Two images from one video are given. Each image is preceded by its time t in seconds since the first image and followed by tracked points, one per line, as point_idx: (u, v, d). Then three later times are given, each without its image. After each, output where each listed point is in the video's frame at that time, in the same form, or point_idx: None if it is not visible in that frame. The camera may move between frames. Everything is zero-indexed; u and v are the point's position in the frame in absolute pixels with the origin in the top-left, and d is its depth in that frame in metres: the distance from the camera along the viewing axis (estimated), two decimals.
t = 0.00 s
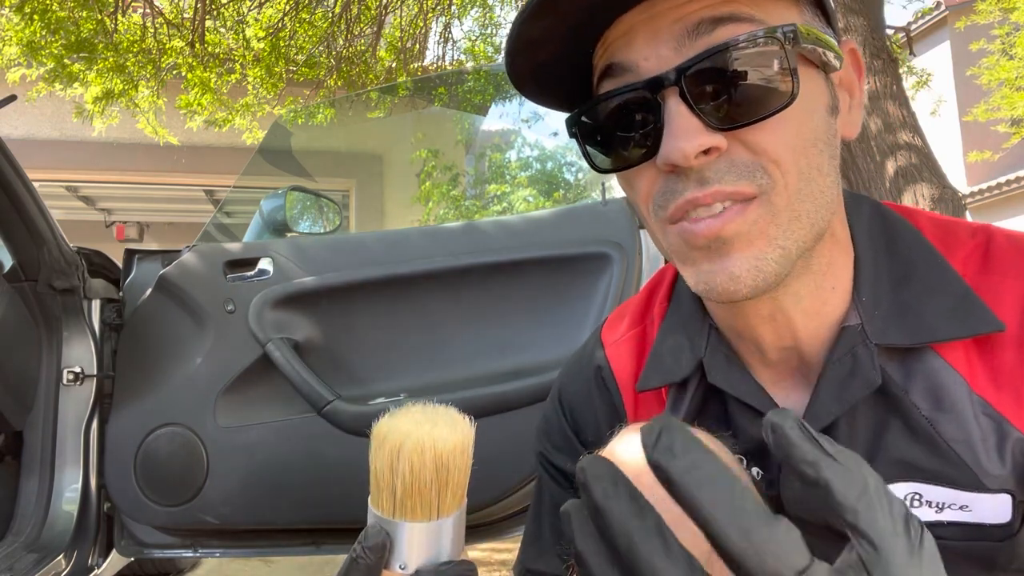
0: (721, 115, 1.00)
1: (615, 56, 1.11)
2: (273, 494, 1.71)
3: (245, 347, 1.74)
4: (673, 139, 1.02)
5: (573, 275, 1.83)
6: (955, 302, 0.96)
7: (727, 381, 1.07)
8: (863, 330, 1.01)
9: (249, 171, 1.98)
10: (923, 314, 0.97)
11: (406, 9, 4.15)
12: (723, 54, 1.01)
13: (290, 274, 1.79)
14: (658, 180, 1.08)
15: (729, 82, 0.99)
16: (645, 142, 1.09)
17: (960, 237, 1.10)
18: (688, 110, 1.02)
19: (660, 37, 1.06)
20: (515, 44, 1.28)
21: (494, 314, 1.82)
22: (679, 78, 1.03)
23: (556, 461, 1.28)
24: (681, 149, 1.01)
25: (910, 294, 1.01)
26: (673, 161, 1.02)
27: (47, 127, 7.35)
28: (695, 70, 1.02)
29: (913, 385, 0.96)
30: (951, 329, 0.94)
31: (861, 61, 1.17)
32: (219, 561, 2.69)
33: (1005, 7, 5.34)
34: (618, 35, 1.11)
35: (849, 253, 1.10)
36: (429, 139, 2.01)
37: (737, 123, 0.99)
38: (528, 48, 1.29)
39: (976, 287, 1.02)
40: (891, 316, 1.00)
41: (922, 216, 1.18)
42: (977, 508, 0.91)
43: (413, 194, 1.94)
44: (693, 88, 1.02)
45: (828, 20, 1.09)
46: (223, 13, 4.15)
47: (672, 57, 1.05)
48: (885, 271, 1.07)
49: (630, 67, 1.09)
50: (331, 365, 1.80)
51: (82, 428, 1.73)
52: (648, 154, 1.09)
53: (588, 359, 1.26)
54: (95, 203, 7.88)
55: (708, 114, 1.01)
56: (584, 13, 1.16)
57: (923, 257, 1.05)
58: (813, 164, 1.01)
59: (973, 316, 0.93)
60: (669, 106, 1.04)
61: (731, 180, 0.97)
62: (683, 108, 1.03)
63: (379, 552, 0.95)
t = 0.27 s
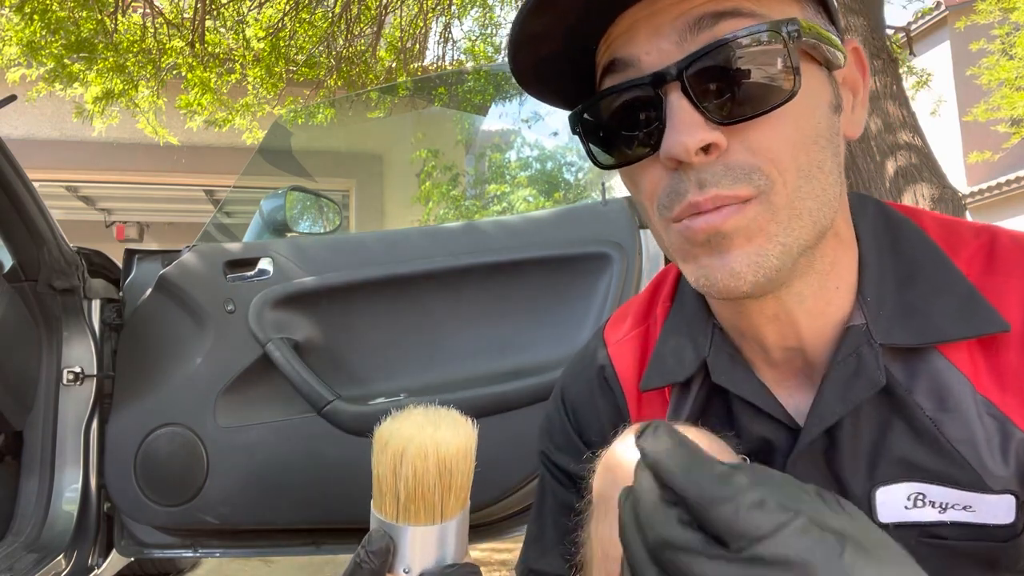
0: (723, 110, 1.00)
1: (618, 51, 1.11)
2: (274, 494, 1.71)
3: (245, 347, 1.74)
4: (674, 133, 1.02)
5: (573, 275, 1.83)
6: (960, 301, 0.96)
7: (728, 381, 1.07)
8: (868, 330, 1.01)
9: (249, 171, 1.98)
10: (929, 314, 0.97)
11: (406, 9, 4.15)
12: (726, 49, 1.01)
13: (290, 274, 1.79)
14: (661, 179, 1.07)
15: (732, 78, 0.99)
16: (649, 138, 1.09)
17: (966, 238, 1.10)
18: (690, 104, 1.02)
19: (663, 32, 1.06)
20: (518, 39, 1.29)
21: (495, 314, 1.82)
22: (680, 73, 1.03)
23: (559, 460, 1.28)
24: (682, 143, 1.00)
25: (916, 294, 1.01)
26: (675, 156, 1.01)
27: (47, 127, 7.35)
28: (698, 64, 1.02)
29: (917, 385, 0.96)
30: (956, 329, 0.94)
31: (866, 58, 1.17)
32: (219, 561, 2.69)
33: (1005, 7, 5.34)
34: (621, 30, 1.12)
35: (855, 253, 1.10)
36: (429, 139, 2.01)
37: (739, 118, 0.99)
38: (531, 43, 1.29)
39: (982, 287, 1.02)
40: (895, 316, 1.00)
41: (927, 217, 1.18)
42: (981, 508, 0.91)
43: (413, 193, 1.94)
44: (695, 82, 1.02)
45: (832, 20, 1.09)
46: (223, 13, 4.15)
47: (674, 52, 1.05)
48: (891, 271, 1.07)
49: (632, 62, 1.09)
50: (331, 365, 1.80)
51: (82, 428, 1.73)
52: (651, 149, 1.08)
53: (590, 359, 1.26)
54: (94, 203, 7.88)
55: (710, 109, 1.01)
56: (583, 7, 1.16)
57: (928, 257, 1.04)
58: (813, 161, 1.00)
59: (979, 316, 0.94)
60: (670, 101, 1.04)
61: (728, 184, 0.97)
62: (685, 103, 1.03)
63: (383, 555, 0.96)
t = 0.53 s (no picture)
0: (719, 113, 1.01)
1: (612, 56, 1.12)
2: (274, 494, 1.71)
3: (246, 347, 1.74)
4: (667, 137, 1.03)
5: (574, 275, 1.83)
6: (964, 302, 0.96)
7: (729, 381, 1.07)
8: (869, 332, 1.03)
9: (249, 171, 1.98)
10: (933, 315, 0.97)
11: (406, 9, 4.15)
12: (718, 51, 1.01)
13: (290, 274, 1.79)
14: (658, 182, 1.07)
15: (728, 80, 1.00)
16: (648, 141, 1.09)
17: (969, 238, 1.10)
18: (685, 108, 1.03)
19: (655, 36, 1.06)
20: (513, 45, 1.29)
21: (495, 314, 1.82)
22: (672, 78, 1.04)
23: (560, 459, 1.28)
24: (674, 147, 1.01)
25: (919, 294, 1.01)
26: (669, 161, 1.02)
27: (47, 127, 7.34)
28: (690, 69, 1.03)
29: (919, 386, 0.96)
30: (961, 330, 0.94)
31: (867, 57, 1.16)
32: (219, 561, 2.69)
33: (1005, 7, 5.34)
34: (614, 36, 1.12)
35: (857, 254, 1.10)
36: (429, 139, 2.02)
37: (735, 119, 0.99)
38: (523, 50, 1.29)
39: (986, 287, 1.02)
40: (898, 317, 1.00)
41: (930, 216, 1.18)
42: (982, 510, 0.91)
43: (413, 194, 1.94)
44: (688, 87, 1.03)
45: (829, 18, 1.09)
46: (223, 13, 4.15)
47: (666, 56, 1.06)
48: (894, 270, 1.07)
49: (627, 67, 1.10)
50: (331, 365, 1.80)
51: (82, 428, 1.73)
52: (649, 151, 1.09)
53: (591, 359, 1.26)
54: (95, 203, 7.89)
55: (707, 113, 1.02)
56: (575, 13, 1.16)
57: (931, 257, 1.04)
58: (809, 160, 1.00)
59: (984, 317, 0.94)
60: (664, 105, 1.05)
61: (726, 183, 0.96)
62: (679, 108, 1.03)
63: (386, 558, 0.96)
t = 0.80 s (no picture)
0: (721, 114, 1.00)
1: (613, 56, 1.11)
2: (274, 494, 1.71)
3: (246, 347, 1.74)
4: (670, 138, 1.02)
5: (574, 275, 1.83)
6: (967, 302, 0.96)
7: (730, 381, 1.07)
8: (873, 331, 1.00)
9: (249, 172, 1.98)
10: (937, 316, 0.97)
11: (406, 9, 4.15)
12: (722, 52, 1.01)
13: (290, 274, 1.79)
14: (656, 183, 1.07)
15: (729, 80, 0.99)
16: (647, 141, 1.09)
17: (971, 239, 1.10)
18: (687, 110, 1.02)
19: (657, 37, 1.06)
20: (512, 41, 1.28)
21: (496, 314, 1.82)
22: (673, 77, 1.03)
23: (561, 459, 1.28)
24: (676, 147, 1.01)
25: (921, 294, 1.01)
26: (670, 160, 1.02)
27: (47, 127, 7.34)
28: (693, 70, 1.02)
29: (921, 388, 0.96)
30: (965, 330, 0.94)
31: (868, 57, 1.17)
32: (219, 561, 2.68)
33: (1005, 7, 5.34)
34: (615, 35, 1.12)
35: (860, 256, 1.10)
36: (429, 139, 2.02)
37: (737, 122, 0.99)
38: (524, 48, 1.29)
39: (987, 287, 1.02)
40: (901, 317, 1.00)
41: (932, 217, 1.18)
42: (984, 509, 0.91)
43: (413, 193, 1.94)
44: (691, 87, 1.02)
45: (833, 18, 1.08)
46: (223, 13, 4.15)
47: (669, 56, 1.05)
48: (897, 271, 1.07)
49: (628, 67, 1.09)
50: (332, 365, 1.80)
51: (82, 428, 1.73)
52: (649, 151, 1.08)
53: (591, 359, 1.26)
54: (94, 203, 7.89)
55: (709, 113, 1.01)
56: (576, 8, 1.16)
57: (933, 258, 1.05)
58: (813, 163, 1.00)
59: (988, 317, 0.94)
60: (666, 105, 1.04)
61: (727, 184, 0.97)
62: (680, 107, 1.03)
63: (384, 562, 0.96)
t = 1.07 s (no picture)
0: (724, 116, 1.00)
1: (618, 57, 1.11)
2: (274, 494, 1.71)
3: (246, 347, 1.74)
4: (676, 143, 1.02)
5: (574, 275, 1.83)
6: (970, 305, 0.96)
7: (730, 382, 1.07)
8: (874, 334, 1.00)
9: (249, 171, 1.98)
10: (938, 317, 0.97)
11: (406, 9, 4.15)
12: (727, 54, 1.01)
13: (290, 274, 1.79)
14: (661, 188, 1.06)
15: (732, 81, 1.00)
16: (649, 143, 1.09)
17: (973, 241, 1.10)
18: (691, 112, 1.02)
19: (662, 38, 1.06)
20: (514, 42, 1.28)
21: (496, 315, 1.82)
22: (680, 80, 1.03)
23: (560, 459, 1.28)
24: (683, 154, 1.00)
25: (922, 297, 1.01)
26: (676, 167, 1.01)
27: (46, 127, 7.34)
28: (697, 72, 1.02)
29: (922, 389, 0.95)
30: (966, 333, 0.94)
31: (872, 57, 1.17)
32: (219, 561, 2.68)
33: (1005, 7, 5.35)
34: (619, 35, 1.11)
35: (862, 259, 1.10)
36: (429, 139, 2.02)
37: (740, 125, 0.99)
38: (526, 49, 1.29)
39: (989, 289, 1.01)
40: (902, 320, 1.00)
41: (933, 218, 1.18)
42: (985, 513, 0.91)
43: (413, 193, 1.94)
44: (695, 89, 1.02)
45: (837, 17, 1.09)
46: (223, 13, 4.15)
47: (675, 58, 1.05)
48: (898, 273, 1.07)
49: (632, 68, 1.09)
50: (332, 365, 1.81)
51: (82, 427, 1.73)
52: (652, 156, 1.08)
53: (591, 359, 1.26)
54: (94, 203, 7.89)
55: (712, 114, 1.01)
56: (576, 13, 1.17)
57: (935, 258, 1.05)
58: (817, 168, 1.00)
59: (990, 320, 0.94)
60: (671, 109, 1.04)
61: (732, 192, 0.97)
62: (686, 111, 1.03)
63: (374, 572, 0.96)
